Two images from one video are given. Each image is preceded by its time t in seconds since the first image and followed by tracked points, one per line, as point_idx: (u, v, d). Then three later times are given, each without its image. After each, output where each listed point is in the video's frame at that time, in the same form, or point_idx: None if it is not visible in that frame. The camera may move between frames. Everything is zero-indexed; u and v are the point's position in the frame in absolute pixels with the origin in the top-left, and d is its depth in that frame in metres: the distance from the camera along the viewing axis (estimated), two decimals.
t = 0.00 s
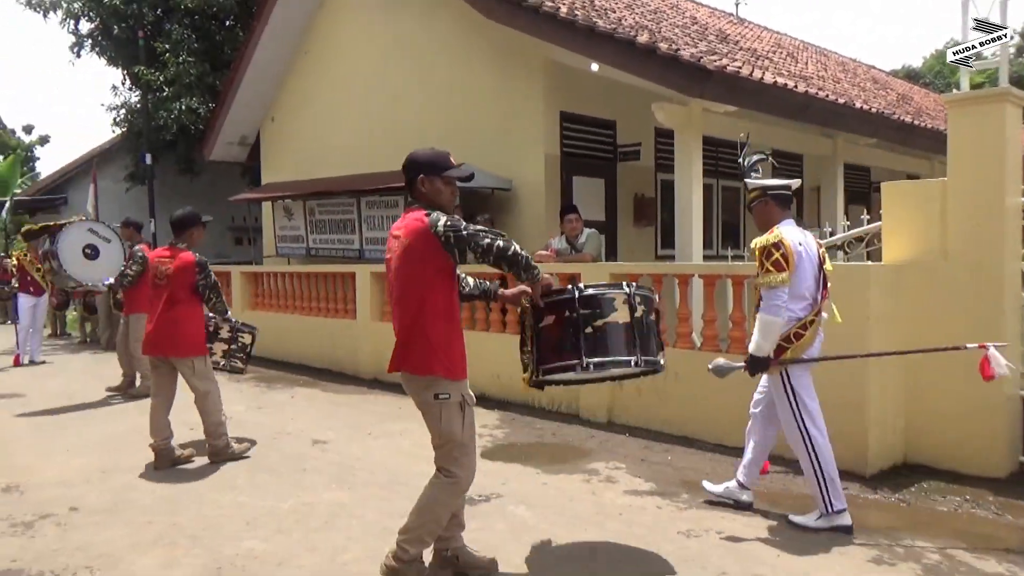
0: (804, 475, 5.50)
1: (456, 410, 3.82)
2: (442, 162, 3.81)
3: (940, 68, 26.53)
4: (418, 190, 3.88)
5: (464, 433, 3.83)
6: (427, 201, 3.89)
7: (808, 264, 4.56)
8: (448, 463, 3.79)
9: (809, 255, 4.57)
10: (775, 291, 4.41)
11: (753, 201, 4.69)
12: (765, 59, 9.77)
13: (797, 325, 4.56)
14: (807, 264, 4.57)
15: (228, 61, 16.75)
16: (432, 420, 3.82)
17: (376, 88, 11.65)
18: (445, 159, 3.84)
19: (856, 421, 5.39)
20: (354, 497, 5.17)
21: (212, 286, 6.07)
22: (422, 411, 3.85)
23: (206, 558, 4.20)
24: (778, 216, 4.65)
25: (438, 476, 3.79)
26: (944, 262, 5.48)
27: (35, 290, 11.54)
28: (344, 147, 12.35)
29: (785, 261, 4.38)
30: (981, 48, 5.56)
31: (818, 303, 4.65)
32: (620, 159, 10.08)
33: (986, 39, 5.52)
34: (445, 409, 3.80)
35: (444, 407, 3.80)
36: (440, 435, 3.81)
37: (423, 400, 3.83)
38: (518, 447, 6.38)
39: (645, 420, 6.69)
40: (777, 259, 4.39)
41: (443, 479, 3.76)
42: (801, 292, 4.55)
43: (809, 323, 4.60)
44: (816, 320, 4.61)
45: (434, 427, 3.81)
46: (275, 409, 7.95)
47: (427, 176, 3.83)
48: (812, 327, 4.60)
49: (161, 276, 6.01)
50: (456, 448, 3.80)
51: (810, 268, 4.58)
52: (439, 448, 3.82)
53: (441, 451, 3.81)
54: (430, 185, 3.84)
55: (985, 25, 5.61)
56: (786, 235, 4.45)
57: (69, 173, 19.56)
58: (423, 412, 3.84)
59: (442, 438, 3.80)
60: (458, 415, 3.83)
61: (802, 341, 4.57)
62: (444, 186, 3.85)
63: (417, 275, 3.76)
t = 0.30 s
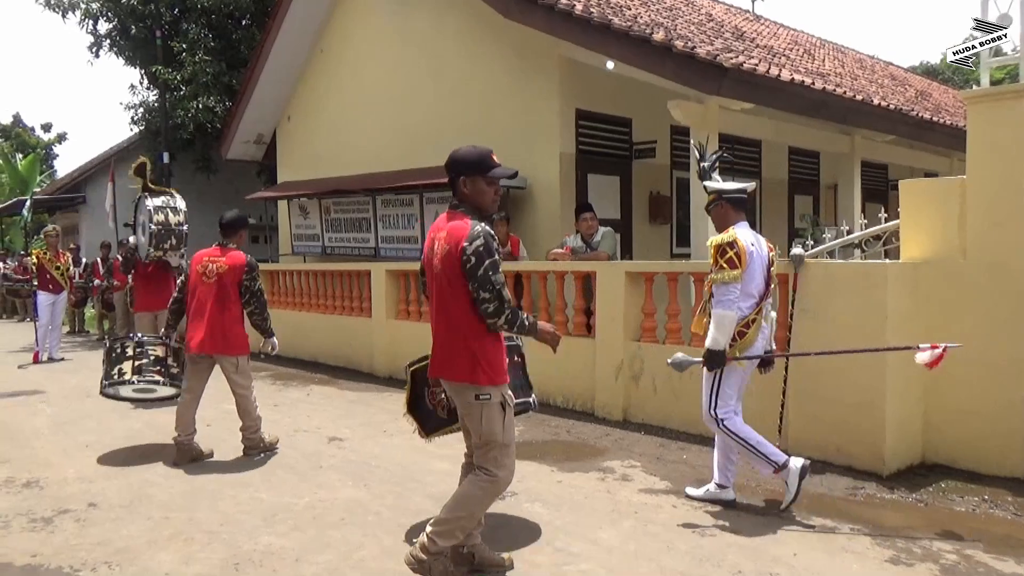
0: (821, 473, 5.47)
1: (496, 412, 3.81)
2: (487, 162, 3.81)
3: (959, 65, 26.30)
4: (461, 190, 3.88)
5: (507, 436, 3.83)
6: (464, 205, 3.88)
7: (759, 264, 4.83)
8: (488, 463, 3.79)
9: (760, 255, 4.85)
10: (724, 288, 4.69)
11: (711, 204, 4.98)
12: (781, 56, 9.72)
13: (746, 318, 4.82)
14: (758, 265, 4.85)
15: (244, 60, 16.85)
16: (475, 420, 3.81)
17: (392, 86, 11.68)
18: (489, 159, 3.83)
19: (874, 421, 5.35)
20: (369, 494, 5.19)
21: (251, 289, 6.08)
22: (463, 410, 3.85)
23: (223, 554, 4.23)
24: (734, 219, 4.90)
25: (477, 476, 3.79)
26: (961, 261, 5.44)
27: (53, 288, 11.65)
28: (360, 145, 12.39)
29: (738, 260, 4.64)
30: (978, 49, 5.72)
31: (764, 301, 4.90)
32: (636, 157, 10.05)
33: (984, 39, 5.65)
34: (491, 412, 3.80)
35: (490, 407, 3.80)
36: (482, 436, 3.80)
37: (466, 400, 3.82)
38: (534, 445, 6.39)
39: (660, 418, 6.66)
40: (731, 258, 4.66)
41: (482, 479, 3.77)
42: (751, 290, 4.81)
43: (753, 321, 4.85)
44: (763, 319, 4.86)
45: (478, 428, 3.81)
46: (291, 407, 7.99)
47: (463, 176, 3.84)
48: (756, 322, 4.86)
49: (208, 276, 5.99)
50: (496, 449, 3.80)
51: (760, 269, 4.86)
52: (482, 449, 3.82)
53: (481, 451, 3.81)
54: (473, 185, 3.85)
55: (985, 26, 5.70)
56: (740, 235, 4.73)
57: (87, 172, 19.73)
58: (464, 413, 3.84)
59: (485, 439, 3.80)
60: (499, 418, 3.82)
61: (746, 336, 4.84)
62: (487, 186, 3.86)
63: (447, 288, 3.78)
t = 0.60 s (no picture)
0: (836, 474, 5.43)
1: (499, 412, 3.81)
2: (519, 172, 3.82)
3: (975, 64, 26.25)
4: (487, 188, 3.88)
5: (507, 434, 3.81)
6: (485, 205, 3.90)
7: (708, 263, 5.06)
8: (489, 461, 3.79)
9: (709, 255, 5.07)
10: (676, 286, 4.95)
11: (666, 206, 5.35)
12: (796, 54, 9.67)
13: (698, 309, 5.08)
14: (709, 265, 5.09)
15: (258, 61, 16.94)
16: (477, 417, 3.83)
17: (405, 86, 11.71)
18: (524, 171, 3.85)
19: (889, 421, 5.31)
20: (384, 493, 5.20)
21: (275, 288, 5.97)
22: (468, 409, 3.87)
23: (238, 552, 4.26)
24: (686, 221, 5.27)
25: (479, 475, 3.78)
26: (977, 260, 5.39)
27: (70, 288, 11.75)
28: (373, 145, 12.43)
29: (687, 261, 4.91)
30: (983, 48, 5.77)
31: (714, 297, 5.14)
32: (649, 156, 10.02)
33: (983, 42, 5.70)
34: (492, 409, 3.79)
35: (491, 406, 3.80)
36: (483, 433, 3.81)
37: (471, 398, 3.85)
38: (547, 444, 6.39)
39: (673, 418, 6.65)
40: (681, 259, 4.93)
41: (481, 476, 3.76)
42: (701, 288, 5.04)
43: (701, 316, 5.10)
44: (711, 314, 5.11)
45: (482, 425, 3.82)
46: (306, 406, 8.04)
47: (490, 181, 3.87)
48: (705, 315, 5.11)
49: (256, 271, 6.11)
50: (498, 448, 3.79)
51: (712, 267, 5.10)
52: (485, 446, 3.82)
53: (484, 450, 3.81)
54: (501, 189, 3.85)
55: (986, 26, 5.75)
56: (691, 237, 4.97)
57: (103, 173, 19.89)
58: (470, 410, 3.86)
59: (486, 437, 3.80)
60: (501, 416, 3.81)
61: (694, 328, 5.10)
62: (514, 195, 3.85)
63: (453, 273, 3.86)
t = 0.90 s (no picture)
0: (847, 475, 5.42)
1: (482, 411, 3.83)
2: (507, 177, 3.90)
3: (987, 62, 26.05)
4: (475, 189, 3.88)
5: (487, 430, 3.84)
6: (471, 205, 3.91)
7: (655, 262, 5.42)
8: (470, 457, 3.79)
9: (656, 253, 5.43)
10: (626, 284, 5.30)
11: (622, 202, 5.58)
12: (806, 54, 9.64)
13: (647, 302, 5.41)
14: (658, 261, 5.46)
15: (268, 62, 17.01)
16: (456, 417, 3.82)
17: (414, 87, 11.73)
18: (510, 176, 3.92)
19: (900, 422, 5.28)
20: (394, 493, 5.22)
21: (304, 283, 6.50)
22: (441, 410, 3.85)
23: (249, 552, 4.28)
24: (641, 220, 5.52)
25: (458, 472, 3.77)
26: (990, 260, 5.36)
27: (82, 288, 11.82)
28: (383, 146, 12.46)
29: (633, 261, 5.26)
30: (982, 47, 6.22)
31: (663, 293, 5.48)
32: (659, 156, 10.00)
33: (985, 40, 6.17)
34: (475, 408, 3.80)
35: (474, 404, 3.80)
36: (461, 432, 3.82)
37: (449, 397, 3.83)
38: (557, 445, 6.39)
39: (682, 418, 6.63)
40: (628, 259, 5.27)
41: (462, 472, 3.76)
42: (649, 286, 5.40)
43: (651, 312, 5.43)
44: (661, 310, 5.45)
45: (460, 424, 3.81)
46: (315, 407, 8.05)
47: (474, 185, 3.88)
48: (655, 311, 5.44)
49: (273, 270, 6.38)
50: (477, 445, 3.81)
51: (661, 264, 5.47)
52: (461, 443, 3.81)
53: (460, 447, 3.81)
54: (492, 192, 3.87)
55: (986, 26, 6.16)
56: (636, 237, 5.32)
57: (114, 174, 20.01)
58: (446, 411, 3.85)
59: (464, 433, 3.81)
60: (484, 414, 3.84)
61: (643, 323, 5.41)
62: (503, 199, 3.89)
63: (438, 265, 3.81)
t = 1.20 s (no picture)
0: (860, 475, 5.38)
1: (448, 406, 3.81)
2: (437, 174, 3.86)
3: (1001, 59, 25.84)
4: (426, 189, 3.78)
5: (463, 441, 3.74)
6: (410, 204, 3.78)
7: (613, 263, 5.54)
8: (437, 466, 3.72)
9: (614, 255, 5.54)
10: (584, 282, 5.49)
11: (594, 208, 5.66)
12: (818, 52, 9.58)
13: (612, 303, 5.56)
14: (620, 262, 5.58)
15: (280, 62, 17.08)
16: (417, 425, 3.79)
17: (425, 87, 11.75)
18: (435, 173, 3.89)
19: (915, 421, 5.25)
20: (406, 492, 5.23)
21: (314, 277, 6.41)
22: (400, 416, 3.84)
23: (262, 550, 4.29)
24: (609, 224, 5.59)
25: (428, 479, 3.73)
26: (1005, 257, 5.30)
27: (96, 287, 11.89)
28: (394, 145, 12.48)
29: (590, 260, 5.45)
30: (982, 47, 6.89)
31: (625, 293, 5.59)
32: (670, 155, 9.96)
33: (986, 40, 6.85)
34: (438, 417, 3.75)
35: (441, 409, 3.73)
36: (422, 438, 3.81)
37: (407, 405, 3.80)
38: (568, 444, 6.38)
39: (695, 417, 6.62)
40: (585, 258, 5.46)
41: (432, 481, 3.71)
42: (606, 286, 5.56)
43: (615, 313, 5.57)
44: (626, 309, 5.58)
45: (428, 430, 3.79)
46: (327, 405, 8.08)
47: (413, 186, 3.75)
48: (620, 311, 5.58)
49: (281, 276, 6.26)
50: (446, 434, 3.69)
51: (621, 265, 5.57)
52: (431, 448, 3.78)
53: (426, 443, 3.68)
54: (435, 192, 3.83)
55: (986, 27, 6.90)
56: (596, 238, 5.50)
57: (128, 174, 20.14)
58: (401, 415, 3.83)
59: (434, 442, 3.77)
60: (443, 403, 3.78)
61: (608, 323, 5.56)
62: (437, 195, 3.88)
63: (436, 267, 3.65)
